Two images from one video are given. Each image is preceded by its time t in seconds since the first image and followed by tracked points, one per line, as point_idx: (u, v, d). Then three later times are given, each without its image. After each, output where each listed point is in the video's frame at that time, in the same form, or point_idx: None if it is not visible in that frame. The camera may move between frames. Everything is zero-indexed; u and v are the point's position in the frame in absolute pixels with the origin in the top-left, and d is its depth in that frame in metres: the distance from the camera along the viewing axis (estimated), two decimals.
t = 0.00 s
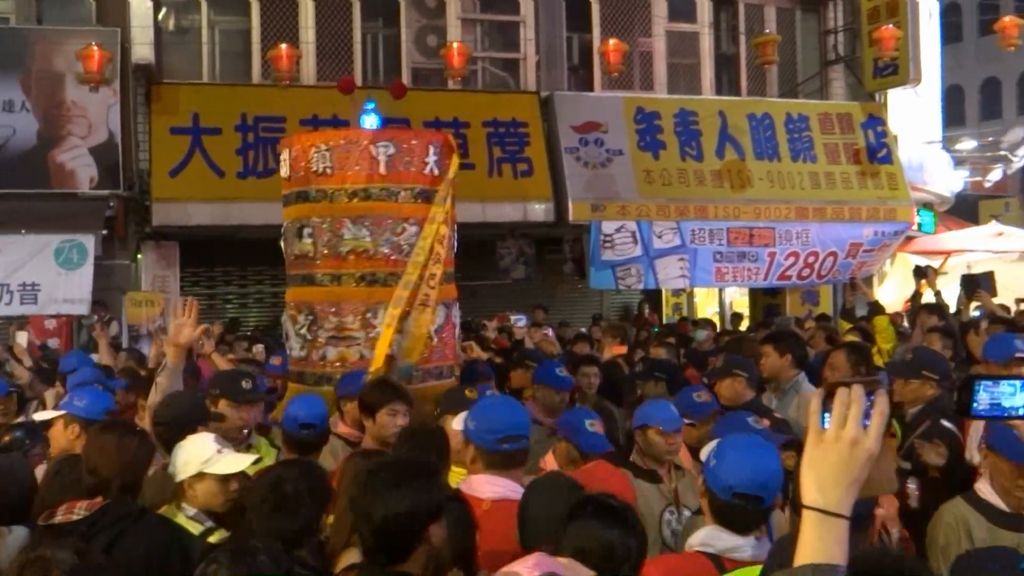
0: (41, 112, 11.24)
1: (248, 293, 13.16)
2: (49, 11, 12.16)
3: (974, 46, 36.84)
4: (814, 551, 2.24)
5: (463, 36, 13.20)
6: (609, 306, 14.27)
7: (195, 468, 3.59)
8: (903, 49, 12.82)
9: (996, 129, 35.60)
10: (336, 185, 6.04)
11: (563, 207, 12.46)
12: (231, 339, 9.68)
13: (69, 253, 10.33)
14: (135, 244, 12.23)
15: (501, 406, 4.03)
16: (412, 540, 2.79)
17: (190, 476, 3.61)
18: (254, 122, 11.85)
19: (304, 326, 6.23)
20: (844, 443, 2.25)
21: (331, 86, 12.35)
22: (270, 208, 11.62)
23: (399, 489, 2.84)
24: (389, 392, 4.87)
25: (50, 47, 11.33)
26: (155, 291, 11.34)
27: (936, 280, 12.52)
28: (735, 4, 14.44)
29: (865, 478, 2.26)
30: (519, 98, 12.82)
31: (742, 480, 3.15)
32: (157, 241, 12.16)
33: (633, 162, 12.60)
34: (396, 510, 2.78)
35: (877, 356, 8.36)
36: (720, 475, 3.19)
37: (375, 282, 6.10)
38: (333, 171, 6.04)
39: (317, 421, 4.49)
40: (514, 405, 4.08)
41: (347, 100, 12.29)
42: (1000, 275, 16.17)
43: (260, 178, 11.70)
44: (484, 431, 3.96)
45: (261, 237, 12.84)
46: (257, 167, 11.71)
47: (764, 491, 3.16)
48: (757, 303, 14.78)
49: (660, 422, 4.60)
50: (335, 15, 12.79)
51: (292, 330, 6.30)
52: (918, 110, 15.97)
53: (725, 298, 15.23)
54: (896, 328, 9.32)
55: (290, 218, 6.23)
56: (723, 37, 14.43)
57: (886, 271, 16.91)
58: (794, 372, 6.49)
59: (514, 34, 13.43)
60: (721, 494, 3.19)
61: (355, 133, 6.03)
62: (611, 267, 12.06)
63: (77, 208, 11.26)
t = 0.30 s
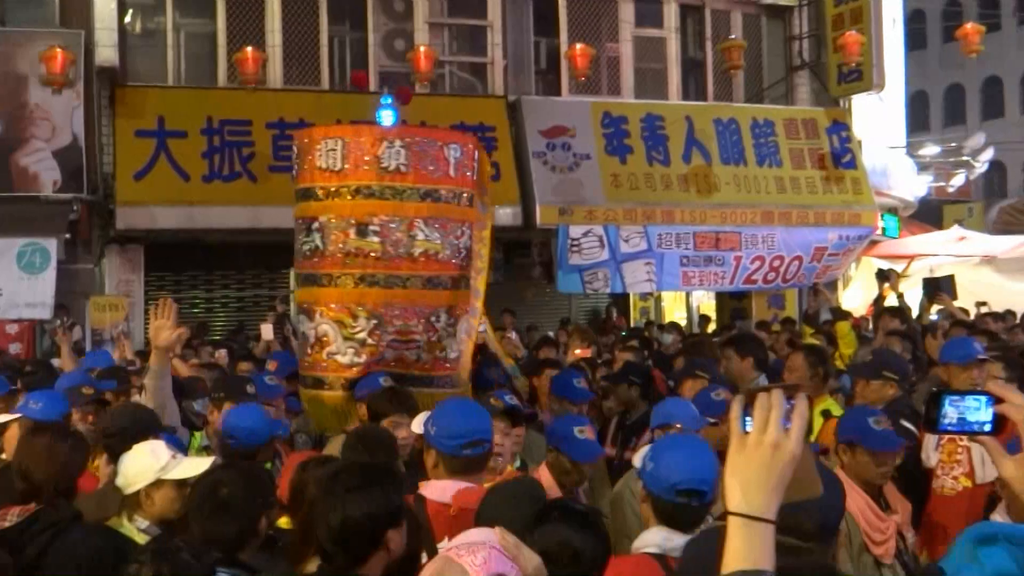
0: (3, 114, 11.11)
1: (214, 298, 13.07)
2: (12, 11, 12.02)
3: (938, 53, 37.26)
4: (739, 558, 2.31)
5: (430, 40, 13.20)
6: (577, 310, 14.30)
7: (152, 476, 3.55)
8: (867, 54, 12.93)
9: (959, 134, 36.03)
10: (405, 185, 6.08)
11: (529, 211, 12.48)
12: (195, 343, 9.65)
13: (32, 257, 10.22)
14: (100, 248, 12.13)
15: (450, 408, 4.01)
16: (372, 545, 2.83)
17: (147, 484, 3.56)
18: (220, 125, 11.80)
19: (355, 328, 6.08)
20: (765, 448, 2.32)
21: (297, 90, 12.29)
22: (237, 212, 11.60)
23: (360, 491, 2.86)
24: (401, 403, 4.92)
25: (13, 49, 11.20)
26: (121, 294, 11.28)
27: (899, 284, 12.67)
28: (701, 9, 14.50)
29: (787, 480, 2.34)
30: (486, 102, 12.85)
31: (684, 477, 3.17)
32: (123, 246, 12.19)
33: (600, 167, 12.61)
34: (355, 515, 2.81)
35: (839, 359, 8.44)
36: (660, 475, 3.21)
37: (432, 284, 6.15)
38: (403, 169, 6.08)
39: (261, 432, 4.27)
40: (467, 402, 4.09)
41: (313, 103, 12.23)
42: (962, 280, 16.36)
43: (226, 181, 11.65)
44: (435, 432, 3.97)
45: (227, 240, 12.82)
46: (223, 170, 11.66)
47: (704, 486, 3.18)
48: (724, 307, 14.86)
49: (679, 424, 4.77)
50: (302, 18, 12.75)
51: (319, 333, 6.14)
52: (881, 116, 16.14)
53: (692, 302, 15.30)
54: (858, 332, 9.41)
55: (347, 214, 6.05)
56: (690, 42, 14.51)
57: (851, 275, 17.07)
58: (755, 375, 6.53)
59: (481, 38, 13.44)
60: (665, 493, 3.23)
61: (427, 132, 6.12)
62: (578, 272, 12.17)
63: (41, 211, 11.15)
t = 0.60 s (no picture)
0: None
1: (183, 304, 13.00)
2: None
3: (904, 57, 37.63)
4: (678, 542, 2.29)
5: (400, 43, 13.19)
6: (548, 312, 14.33)
7: (116, 483, 3.54)
8: (834, 58, 13.02)
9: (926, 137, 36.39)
10: (462, 183, 6.95)
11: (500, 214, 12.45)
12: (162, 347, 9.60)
13: None
14: (67, 254, 12.00)
15: (416, 409, 4.13)
16: (318, 553, 2.85)
17: (108, 493, 3.54)
18: (189, 129, 11.71)
19: (414, 329, 6.83)
20: (704, 433, 2.33)
21: (265, 93, 12.21)
22: (206, 216, 11.68)
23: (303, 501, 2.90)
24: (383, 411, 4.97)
25: None
26: (89, 299, 11.20)
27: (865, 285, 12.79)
28: (670, 13, 14.57)
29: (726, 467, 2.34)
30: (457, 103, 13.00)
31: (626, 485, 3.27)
32: (90, 251, 12.14)
33: (571, 170, 12.61)
34: (295, 525, 2.84)
35: (803, 360, 8.49)
36: (603, 482, 3.31)
37: (473, 281, 7.07)
38: (460, 168, 6.93)
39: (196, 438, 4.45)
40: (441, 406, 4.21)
41: (283, 106, 12.16)
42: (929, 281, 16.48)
43: (195, 185, 11.66)
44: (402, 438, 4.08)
45: (196, 245, 12.76)
46: (191, 174, 11.64)
47: (647, 492, 3.29)
48: (694, 309, 14.94)
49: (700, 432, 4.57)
50: (270, 21, 12.72)
51: (378, 336, 6.83)
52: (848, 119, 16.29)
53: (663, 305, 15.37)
54: (823, 333, 9.48)
55: (412, 212, 6.76)
56: (659, 45, 14.57)
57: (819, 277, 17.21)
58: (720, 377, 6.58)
59: (452, 42, 13.46)
60: (607, 502, 3.30)
61: (476, 132, 7.00)
62: (549, 275, 12.26)
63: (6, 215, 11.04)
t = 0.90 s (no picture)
0: None
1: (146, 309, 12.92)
2: None
3: (865, 60, 38.05)
4: (651, 530, 2.27)
5: (364, 47, 13.21)
6: (514, 315, 14.35)
7: (39, 499, 3.49)
8: (794, 62, 13.14)
9: (888, 139, 36.79)
10: (494, 186, 7.05)
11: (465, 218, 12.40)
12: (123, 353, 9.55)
13: None
14: (26, 260, 12.00)
15: (375, 418, 4.13)
16: (248, 562, 2.86)
17: (33, 509, 3.48)
18: (150, 133, 11.65)
19: (474, 333, 6.86)
20: (680, 422, 2.31)
21: (233, 97, 12.21)
22: (167, 221, 11.59)
23: (235, 507, 2.89)
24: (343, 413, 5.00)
25: None
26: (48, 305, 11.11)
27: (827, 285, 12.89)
28: (633, 17, 14.64)
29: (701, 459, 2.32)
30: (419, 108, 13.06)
31: (590, 493, 3.27)
32: (50, 256, 12.07)
33: (535, 173, 12.59)
34: (227, 532, 2.84)
35: (766, 360, 8.54)
36: (566, 488, 3.30)
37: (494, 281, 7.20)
38: (492, 170, 7.03)
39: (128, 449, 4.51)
40: (395, 413, 4.23)
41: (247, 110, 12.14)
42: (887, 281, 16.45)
43: (157, 190, 11.58)
44: (352, 444, 4.10)
45: (159, 250, 12.68)
46: (153, 179, 11.57)
47: (606, 502, 3.31)
48: (659, 311, 15.01)
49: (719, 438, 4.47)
50: (233, 24, 12.67)
51: (444, 343, 6.72)
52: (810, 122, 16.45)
53: (628, 307, 15.45)
54: (784, 334, 9.55)
55: (467, 214, 6.75)
56: (622, 49, 14.66)
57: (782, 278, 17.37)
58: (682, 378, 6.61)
59: (415, 45, 13.49)
60: (568, 507, 3.30)
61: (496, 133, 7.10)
62: (514, 278, 12.28)
63: None
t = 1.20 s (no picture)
0: None
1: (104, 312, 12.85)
2: None
3: (823, 63, 38.50)
4: (674, 489, 2.68)
5: (324, 49, 13.24)
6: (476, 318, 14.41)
7: None
8: (753, 65, 13.28)
9: (846, 141, 37.22)
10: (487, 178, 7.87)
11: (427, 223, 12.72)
12: (83, 358, 9.50)
13: None
14: None
15: (327, 421, 4.12)
16: (229, 565, 2.84)
17: None
18: (108, 136, 11.55)
19: (498, 321, 7.58)
20: (714, 401, 2.68)
21: (190, 99, 12.08)
22: (126, 225, 11.62)
23: (212, 510, 2.89)
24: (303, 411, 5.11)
25: None
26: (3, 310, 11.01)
27: (786, 286, 13.07)
28: (594, 20, 14.71)
29: (725, 431, 2.71)
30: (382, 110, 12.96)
31: (555, 491, 3.31)
32: (7, 261, 12.03)
33: (496, 175, 12.63)
34: (208, 534, 2.82)
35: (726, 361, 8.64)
36: (533, 486, 3.34)
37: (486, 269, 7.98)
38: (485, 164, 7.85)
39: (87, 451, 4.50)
40: (343, 417, 4.21)
41: (206, 112, 12.05)
42: (845, 281, 16.59)
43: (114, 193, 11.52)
44: (295, 447, 4.11)
45: (118, 253, 12.64)
46: (111, 182, 11.51)
47: (571, 498, 3.33)
48: (620, 312, 15.12)
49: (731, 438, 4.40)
50: (192, 26, 12.65)
51: (479, 330, 7.37)
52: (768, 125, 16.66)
53: (589, 309, 15.56)
54: (744, 335, 9.67)
55: (484, 202, 7.52)
56: (583, 52, 14.73)
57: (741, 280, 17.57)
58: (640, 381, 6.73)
59: (376, 48, 13.56)
60: (535, 504, 3.35)
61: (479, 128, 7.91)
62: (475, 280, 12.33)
63: None
